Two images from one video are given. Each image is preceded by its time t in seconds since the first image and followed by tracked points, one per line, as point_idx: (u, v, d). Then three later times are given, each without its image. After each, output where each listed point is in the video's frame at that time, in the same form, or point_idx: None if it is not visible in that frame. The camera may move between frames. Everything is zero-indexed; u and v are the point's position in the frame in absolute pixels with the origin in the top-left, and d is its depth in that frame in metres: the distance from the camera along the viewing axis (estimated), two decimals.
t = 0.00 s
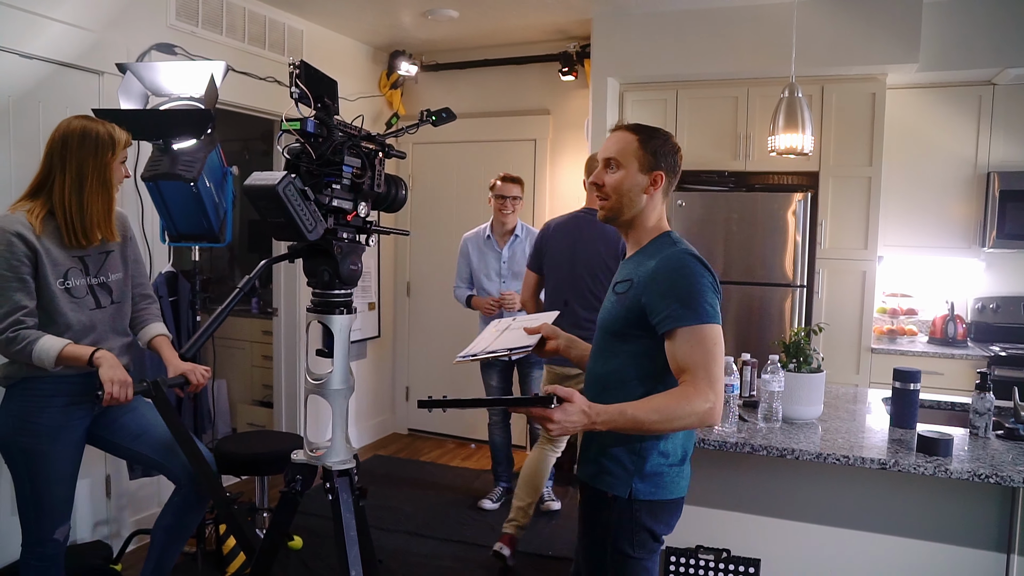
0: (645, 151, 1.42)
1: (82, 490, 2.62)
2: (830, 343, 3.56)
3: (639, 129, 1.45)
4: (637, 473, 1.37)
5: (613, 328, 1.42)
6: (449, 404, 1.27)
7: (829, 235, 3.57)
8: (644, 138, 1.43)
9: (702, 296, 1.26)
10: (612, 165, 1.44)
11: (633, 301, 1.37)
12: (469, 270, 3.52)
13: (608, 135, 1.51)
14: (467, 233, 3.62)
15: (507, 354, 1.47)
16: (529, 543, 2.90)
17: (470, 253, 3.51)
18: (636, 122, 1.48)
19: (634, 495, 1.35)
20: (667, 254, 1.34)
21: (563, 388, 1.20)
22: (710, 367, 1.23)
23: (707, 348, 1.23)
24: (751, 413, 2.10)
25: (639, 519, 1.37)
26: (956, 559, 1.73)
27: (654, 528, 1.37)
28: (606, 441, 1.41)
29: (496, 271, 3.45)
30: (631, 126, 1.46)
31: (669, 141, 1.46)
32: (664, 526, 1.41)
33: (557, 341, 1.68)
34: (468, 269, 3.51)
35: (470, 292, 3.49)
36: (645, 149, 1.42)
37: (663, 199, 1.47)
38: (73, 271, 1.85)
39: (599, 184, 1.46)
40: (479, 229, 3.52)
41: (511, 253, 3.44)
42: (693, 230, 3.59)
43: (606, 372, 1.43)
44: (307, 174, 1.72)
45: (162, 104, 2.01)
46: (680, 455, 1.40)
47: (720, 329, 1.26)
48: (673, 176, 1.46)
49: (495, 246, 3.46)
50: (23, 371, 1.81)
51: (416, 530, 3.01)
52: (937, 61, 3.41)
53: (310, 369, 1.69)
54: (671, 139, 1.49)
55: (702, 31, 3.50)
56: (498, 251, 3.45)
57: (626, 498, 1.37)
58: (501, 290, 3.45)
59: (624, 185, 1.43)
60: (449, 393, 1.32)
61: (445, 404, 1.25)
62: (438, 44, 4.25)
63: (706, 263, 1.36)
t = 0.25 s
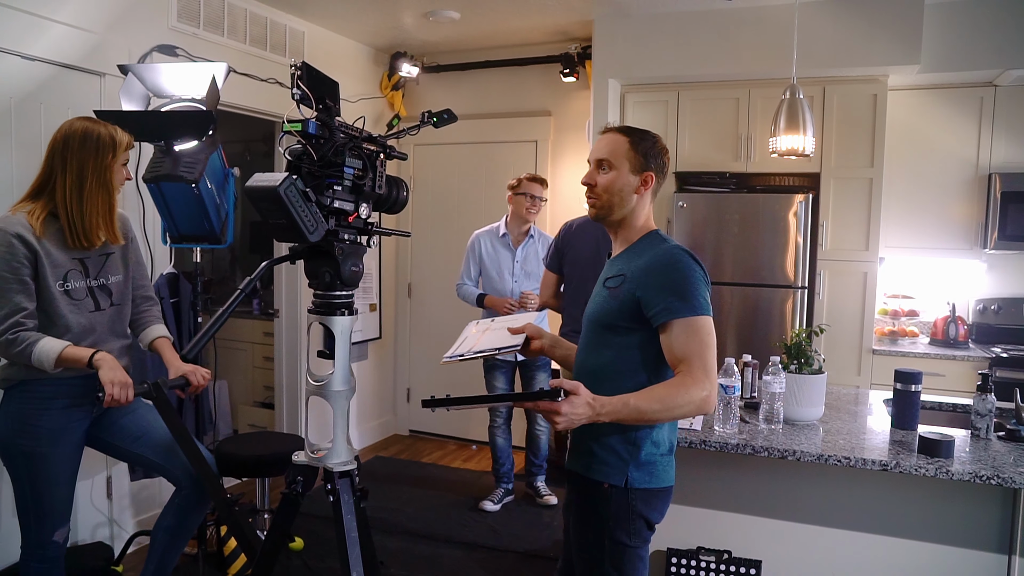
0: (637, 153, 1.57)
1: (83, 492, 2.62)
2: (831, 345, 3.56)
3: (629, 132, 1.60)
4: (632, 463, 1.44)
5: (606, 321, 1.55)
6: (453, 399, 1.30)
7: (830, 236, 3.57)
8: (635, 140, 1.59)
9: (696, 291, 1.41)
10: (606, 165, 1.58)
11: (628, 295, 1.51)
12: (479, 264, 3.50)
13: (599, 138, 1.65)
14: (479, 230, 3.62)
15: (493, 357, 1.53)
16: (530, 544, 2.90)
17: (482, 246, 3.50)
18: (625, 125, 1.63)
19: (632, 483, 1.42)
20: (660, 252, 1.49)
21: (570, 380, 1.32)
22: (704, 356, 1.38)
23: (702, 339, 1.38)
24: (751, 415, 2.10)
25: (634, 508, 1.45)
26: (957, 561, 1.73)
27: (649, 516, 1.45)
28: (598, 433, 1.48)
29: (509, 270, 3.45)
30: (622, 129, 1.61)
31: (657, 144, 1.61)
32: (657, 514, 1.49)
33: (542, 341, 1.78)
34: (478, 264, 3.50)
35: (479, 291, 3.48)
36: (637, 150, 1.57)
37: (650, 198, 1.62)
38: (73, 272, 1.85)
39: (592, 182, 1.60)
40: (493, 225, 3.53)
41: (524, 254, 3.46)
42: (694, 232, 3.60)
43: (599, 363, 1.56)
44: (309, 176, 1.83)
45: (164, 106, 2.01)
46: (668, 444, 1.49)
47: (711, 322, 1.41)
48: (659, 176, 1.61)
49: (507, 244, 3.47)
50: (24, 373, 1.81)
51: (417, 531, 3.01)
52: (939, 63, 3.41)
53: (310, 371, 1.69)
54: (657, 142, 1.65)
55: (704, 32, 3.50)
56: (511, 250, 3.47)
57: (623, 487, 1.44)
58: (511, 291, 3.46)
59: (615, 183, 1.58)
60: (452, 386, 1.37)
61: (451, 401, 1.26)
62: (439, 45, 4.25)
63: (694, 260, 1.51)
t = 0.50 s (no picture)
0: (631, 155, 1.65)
1: (83, 492, 2.62)
2: (831, 346, 3.56)
3: (624, 134, 1.69)
4: (620, 453, 1.51)
5: (596, 316, 1.63)
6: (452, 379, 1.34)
7: (830, 237, 3.57)
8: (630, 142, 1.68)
9: (685, 288, 1.50)
10: (601, 165, 1.66)
11: (619, 292, 1.59)
12: (492, 262, 3.50)
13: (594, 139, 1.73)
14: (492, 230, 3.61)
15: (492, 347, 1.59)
16: (530, 545, 2.90)
17: (498, 245, 3.50)
18: (620, 128, 1.71)
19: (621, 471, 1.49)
20: (651, 252, 1.57)
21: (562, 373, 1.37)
22: (691, 352, 1.46)
23: (690, 335, 1.46)
24: (752, 416, 2.09)
25: (624, 496, 1.51)
26: (957, 562, 1.73)
27: (638, 504, 1.51)
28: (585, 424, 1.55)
29: (522, 272, 3.47)
30: (617, 131, 1.69)
31: (648, 147, 1.70)
32: (645, 503, 1.56)
33: (532, 335, 1.86)
34: (493, 263, 3.49)
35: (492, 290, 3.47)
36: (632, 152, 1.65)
37: (641, 198, 1.70)
38: (70, 274, 1.85)
39: (587, 181, 1.67)
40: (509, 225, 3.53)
41: (539, 255, 3.48)
42: (693, 233, 3.60)
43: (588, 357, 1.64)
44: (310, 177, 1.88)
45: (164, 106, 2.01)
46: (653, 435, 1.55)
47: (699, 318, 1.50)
48: (651, 178, 1.70)
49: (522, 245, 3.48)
50: (22, 376, 1.81)
51: (417, 532, 3.01)
52: (939, 64, 3.41)
53: (309, 372, 1.67)
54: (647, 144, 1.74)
55: (704, 33, 3.50)
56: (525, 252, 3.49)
57: (613, 475, 1.50)
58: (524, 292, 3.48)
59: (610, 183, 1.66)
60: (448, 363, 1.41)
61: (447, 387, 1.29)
62: (440, 45, 4.25)
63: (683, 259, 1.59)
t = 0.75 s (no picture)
0: (627, 155, 1.71)
1: (84, 490, 2.62)
2: (833, 345, 3.55)
3: (621, 135, 1.74)
4: (609, 443, 1.61)
5: (589, 311, 1.70)
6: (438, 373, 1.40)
7: (832, 236, 3.56)
8: (627, 143, 1.73)
9: (675, 285, 1.57)
10: (599, 165, 1.71)
11: (611, 288, 1.66)
12: (500, 261, 3.52)
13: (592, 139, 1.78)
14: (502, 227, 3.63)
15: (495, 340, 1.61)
16: (531, 544, 2.90)
17: (505, 246, 3.52)
18: (617, 129, 1.77)
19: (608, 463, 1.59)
20: (643, 250, 1.64)
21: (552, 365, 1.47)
22: (678, 348, 1.53)
23: (678, 331, 1.54)
24: (753, 415, 2.09)
25: (612, 485, 1.62)
26: (960, 563, 1.72)
27: (625, 492, 1.62)
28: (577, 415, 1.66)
29: (529, 270, 3.48)
30: (614, 132, 1.75)
31: (645, 147, 1.75)
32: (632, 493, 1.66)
33: (531, 329, 1.90)
34: (500, 263, 3.52)
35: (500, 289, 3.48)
36: (629, 153, 1.71)
37: (638, 198, 1.75)
38: (69, 272, 1.86)
39: (585, 181, 1.73)
40: (515, 225, 3.55)
41: (546, 254, 3.49)
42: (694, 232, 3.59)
43: (581, 350, 1.72)
44: (312, 175, 1.89)
45: (166, 104, 2.00)
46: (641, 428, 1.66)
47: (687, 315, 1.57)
48: (647, 177, 1.75)
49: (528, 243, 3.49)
50: (21, 375, 1.81)
51: (418, 531, 3.01)
52: (942, 63, 3.40)
53: (311, 371, 1.67)
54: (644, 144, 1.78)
55: (706, 32, 3.50)
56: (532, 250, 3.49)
57: (601, 465, 1.60)
58: (531, 291, 3.48)
59: (607, 183, 1.71)
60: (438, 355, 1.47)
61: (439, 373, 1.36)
62: (441, 44, 4.24)
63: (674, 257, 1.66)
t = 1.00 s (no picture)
0: (622, 155, 1.72)
1: (88, 488, 2.63)
2: (836, 344, 3.55)
3: (614, 135, 1.75)
4: (605, 437, 1.67)
5: (586, 305, 1.73)
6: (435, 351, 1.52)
7: (835, 235, 3.56)
8: (620, 142, 1.74)
9: (668, 282, 1.59)
10: (592, 167, 1.73)
11: (606, 283, 1.68)
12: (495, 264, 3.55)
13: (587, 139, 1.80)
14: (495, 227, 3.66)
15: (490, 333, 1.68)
16: (533, 542, 2.90)
17: (498, 246, 3.55)
18: (611, 128, 1.78)
19: (604, 456, 1.65)
20: (638, 245, 1.66)
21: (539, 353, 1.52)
22: (668, 342, 1.56)
23: (669, 326, 1.56)
24: (757, 414, 2.08)
25: (609, 479, 1.67)
26: (965, 563, 1.72)
27: (622, 487, 1.67)
28: (575, 411, 1.72)
29: (522, 268, 3.49)
30: (607, 132, 1.76)
31: (639, 143, 1.77)
32: (630, 487, 1.71)
33: (534, 327, 1.91)
34: (494, 262, 3.55)
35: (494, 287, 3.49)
36: (621, 153, 1.72)
37: (634, 197, 1.77)
38: (73, 270, 1.87)
39: (580, 183, 1.75)
40: (507, 225, 3.58)
41: (539, 251, 3.48)
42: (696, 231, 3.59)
43: (578, 343, 1.74)
44: (313, 171, 1.91)
45: (167, 102, 1.99)
46: (639, 425, 1.71)
47: (679, 311, 1.60)
48: (643, 175, 1.77)
49: (519, 241, 3.51)
50: (23, 373, 1.82)
51: (421, 529, 3.01)
52: (946, 61, 3.39)
53: (314, 369, 1.67)
54: (639, 140, 1.80)
55: (709, 29, 3.49)
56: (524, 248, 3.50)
57: (597, 459, 1.66)
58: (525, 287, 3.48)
59: (602, 184, 1.73)
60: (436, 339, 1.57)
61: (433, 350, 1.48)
62: (444, 41, 4.24)
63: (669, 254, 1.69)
